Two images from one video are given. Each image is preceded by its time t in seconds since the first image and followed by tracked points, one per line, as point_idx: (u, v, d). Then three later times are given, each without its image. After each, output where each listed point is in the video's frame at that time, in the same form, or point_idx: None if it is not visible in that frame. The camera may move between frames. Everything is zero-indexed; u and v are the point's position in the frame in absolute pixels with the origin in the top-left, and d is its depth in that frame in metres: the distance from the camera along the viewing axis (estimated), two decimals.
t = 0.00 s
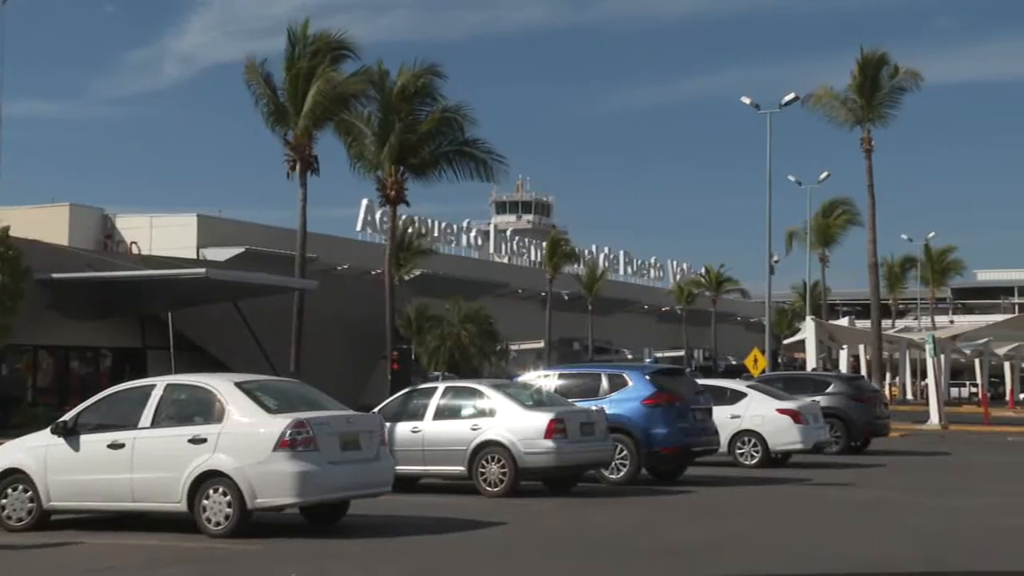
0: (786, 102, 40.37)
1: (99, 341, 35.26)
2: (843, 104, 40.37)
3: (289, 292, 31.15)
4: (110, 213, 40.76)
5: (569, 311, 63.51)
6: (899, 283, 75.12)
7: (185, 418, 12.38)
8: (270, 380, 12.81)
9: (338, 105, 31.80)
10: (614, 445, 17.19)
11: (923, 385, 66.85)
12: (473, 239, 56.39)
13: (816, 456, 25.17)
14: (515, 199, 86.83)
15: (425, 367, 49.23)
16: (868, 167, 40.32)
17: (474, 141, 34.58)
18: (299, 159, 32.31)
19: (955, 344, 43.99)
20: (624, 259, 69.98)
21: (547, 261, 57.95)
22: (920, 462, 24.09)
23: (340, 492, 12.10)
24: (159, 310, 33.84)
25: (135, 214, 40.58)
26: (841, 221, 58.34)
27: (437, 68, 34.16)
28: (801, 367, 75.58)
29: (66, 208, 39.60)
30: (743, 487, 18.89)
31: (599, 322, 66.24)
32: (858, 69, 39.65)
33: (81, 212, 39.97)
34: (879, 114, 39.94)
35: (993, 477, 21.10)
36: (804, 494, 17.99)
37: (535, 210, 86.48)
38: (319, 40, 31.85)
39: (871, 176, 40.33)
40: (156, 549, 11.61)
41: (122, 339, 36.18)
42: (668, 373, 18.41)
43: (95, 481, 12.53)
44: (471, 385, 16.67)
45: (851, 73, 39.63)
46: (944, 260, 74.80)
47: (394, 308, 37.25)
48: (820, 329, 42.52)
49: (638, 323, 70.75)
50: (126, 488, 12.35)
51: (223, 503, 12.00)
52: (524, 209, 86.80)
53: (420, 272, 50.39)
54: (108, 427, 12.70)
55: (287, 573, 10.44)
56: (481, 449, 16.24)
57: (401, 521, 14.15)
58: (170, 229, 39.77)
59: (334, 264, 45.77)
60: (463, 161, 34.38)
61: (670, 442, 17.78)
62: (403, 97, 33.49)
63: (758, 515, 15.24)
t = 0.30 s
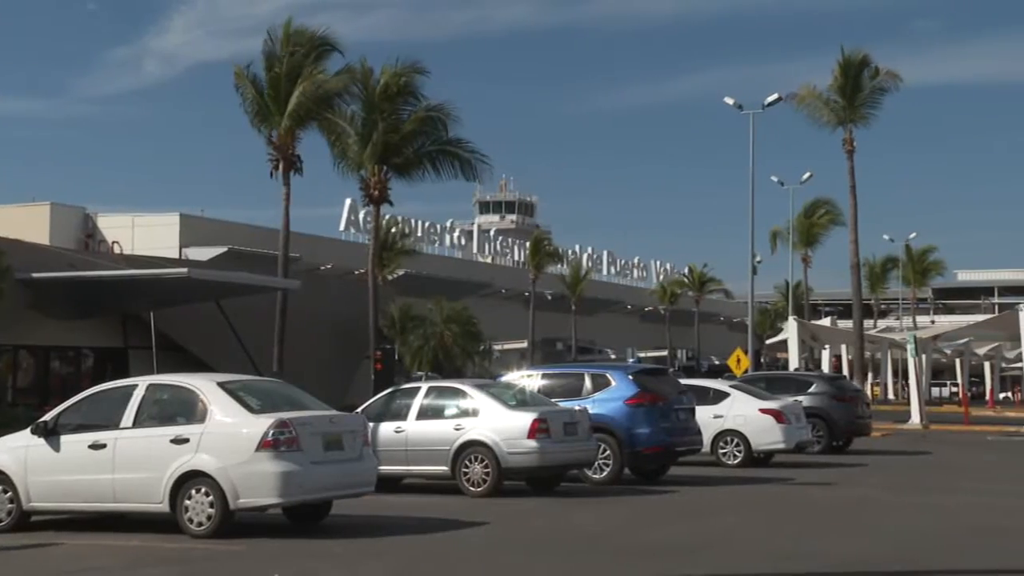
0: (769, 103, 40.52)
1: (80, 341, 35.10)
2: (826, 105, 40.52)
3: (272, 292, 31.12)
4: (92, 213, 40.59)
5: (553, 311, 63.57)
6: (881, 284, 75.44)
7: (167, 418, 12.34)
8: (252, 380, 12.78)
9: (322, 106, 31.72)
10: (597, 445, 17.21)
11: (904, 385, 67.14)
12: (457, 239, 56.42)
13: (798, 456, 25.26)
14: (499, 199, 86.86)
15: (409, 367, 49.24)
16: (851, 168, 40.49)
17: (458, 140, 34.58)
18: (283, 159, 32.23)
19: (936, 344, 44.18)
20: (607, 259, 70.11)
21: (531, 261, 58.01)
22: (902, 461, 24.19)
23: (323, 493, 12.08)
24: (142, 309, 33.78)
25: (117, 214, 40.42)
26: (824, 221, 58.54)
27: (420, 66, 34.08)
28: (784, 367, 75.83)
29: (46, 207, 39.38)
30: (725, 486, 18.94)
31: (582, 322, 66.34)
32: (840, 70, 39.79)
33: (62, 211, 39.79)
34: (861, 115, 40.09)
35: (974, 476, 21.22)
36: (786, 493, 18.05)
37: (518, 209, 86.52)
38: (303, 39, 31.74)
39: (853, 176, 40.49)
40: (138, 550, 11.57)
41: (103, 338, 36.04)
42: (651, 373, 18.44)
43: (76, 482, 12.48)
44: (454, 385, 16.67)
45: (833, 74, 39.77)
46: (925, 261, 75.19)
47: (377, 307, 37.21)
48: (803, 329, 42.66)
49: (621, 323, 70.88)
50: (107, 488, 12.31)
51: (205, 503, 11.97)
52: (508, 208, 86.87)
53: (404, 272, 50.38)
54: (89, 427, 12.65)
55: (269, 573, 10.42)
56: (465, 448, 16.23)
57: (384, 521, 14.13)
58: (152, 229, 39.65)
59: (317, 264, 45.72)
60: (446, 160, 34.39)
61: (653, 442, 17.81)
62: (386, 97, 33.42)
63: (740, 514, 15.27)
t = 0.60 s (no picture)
0: (753, 103, 40.63)
1: (62, 341, 34.95)
2: (809, 106, 40.65)
3: (256, 292, 31.11)
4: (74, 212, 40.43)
5: (537, 311, 63.57)
6: (864, 284, 75.71)
7: (150, 418, 12.31)
8: (236, 380, 12.76)
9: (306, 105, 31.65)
10: (581, 445, 17.23)
11: (887, 385, 67.41)
12: (441, 239, 56.42)
13: (782, 455, 25.34)
14: (483, 199, 86.84)
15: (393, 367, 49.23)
16: (834, 169, 40.63)
17: (442, 139, 34.57)
18: (267, 159, 32.12)
19: (918, 344, 44.37)
20: (591, 259, 70.18)
21: (515, 261, 58.03)
22: (884, 461, 24.30)
23: (307, 493, 12.07)
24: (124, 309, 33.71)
25: (99, 213, 40.27)
26: (807, 222, 58.71)
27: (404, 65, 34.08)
28: (768, 367, 76.05)
29: (28, 206, 39.22)
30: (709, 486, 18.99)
31: (567, 322, 66.39)
32: (824, 71, 39.93)
33: (43, 210, 39.62)
34: (844, 116, 40.24)
35: (956, 475, 21.32)
36: (769, 493, 18.12)
37: (503, 209, 86.52)
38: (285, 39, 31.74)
39: (836, 177, 40.63)
40: (121, 550, 11.55)
41: (85, 338, 35.93)
42: (635, 373, 18.48)
43: (58, 482, 12.44)
44: (438, 385, 16.66)
45: (816, 76, 39.90)
46: (907, 261, 75.50)
47: (360, 307, 37.09)
48: (786, 329, 42.77)
49: (605, 323, 70.97)
50: (89, 489, 12.27)
51: (188, 504, 11.95)
52: (492, 208, 86.87)
53: (388, 272, 50.33)
54: (71, 427, 12.61)
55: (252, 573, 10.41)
56: (449, 449, 16.24)
57: (368, 521, 14.12)
58: (135, 228, 39.53)
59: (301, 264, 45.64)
60: (430, 160, 34.37)
61: (637, 442, 17.84)
62: (370, 97, 33.39)
63: (723, 514, 15.31)
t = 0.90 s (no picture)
0: (736, 104, 40.75)
1: (45, 341, 34.78)
2: (792, 107, 40.79)
3: (239, 292, 31.08)
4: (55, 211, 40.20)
5: (521, 311, 63.59)
6: (846, 284, 76.02)
7: (132, 418, 12.28)
8: (219, 380, 12.74)
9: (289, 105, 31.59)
10: (564, 445, 17.24)
11: (868, 385, 67.69)
12: (425, 239, 56.41)
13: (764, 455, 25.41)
14: (468, 199, 86.81)
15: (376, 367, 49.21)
16: (817, 169, 40.76)
17: (426, 138, 34.54)
18: (250, 158, 32.12)
19: (900, 344, 44.57)
20: (575, 259, 70.24)
21: (499, 261, 58.05)
22: (866, 460, 24.39)
23: (290, 493, 12.05)
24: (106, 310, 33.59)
25: (81, 213, 40.11)
26: (790, 222, 58.90)
27: (387, 65, 34.02)
28: (751, 367, 76.24)
29: (9, 205, 39.07)
30: (693, 486, 19.04)
31: (550, 322, 66.43)
32: (806, 72, 40.07)
33: (24, 210, 39.43)
34: (827, 117, 40.37)
35: (938, 475, 21.41)
36: (753, 492, 18.17)
37: (487, 209, 86.50)
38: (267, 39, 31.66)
39: (819, 178, 40.76)
40: (103, 551, 11.52)
41: (67, 338, 35.77)
42: (619, 374, 18.51)
43: (39, 482, 12.39)
44: (422, 384, 16.66)
45: (799, 77, 40.05)
46: (889, 262, 75.80)
47: (344, 307, 37.00)
48: (769, 329, 42.88)
49: (589, 323, 71.06)
50: (71, 489, 12.24)
51: (170, 504, 11.93)
52: (477, 208, 86.84)
53: (372, 272, 50.29)
54: (52, 428, 12.56)
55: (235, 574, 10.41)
56: (432, 449, 16.24)
57: (350, 522, 14.12)
58: (117, 228, 39.41)
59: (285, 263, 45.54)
60: (414, 160, 34.37)
61: (621, 441, 17.88)
62: (354, 96, 33.32)
63: (706, 513, 15.36)
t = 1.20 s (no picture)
0: (720, 104, 40.85)
1: (26, 341, 34.64)
2: (775, 107, 40.91)
3: (221, 292, 31.03)
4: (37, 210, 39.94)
5: (505, 311, 63.59)
6: (829, 285, 76.30)
7: (114, 418, 12.25)
8: (201, 380, 12.71)
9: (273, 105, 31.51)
10: (548, 445, 17.26)
11: (851, 385, 67.93)
12: (409, 239, 56.40)
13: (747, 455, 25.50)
14: (452, 199, 86.76)
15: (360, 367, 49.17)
16: (800, 170, 40.88)
17: (410, 139, 34.52)
18: (233, 158, 32.02)
19: (883, 344, 44.74)
20: (559, 260, 70.28)
21: (483, 261, 58.06)
22: (849, 460, 24.48)
23: (274, 493, 12.05)
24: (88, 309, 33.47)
25: (63, 212, 39.92)
26: (774, 223, 59.05)
27: (372, 65, 34.01)
28: (735, 367, 76.42)
29: None
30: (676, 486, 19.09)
31: (534, 322, 66.46)
32: (789, 73, 40.20)
33: (5, 210, 39.21)
34: (810, 118, 40.50)
35: (919, 474, 21.50)
36: (736, 492, 18.22)
37: (471, 209, 86.46)
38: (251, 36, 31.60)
39: (802, 178, 40.88)
40: (84, 553, 11.50)
41: (49, 338, 35.65)
42: (603, 374, 18.54)
43: (20, 482, 12.35)
44: (406, 385, 16.66)
45: (782, 77, 40.17)
46: (872, 262, 76.05)
47: (327, 307, 36.87)
48: (752, 329, 43.00)
49: (573, 323, 71.12)
50: (52, 490, 12.20)
51: (152, 505, 11.91)
52: (461, 208, 86.82)
53: (356, 272, 50.22)
54: (34, 428, 12.53)
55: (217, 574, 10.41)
56: (416, 449, 16.24)
57: (334, 522, 14.12)
58: (99, 228, 39.27)
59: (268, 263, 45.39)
60: (398, 160, 34.35)
61: (604, 441, 17.91)
62: (338, 96, 33.28)
63: (689, 513, 15.41)
